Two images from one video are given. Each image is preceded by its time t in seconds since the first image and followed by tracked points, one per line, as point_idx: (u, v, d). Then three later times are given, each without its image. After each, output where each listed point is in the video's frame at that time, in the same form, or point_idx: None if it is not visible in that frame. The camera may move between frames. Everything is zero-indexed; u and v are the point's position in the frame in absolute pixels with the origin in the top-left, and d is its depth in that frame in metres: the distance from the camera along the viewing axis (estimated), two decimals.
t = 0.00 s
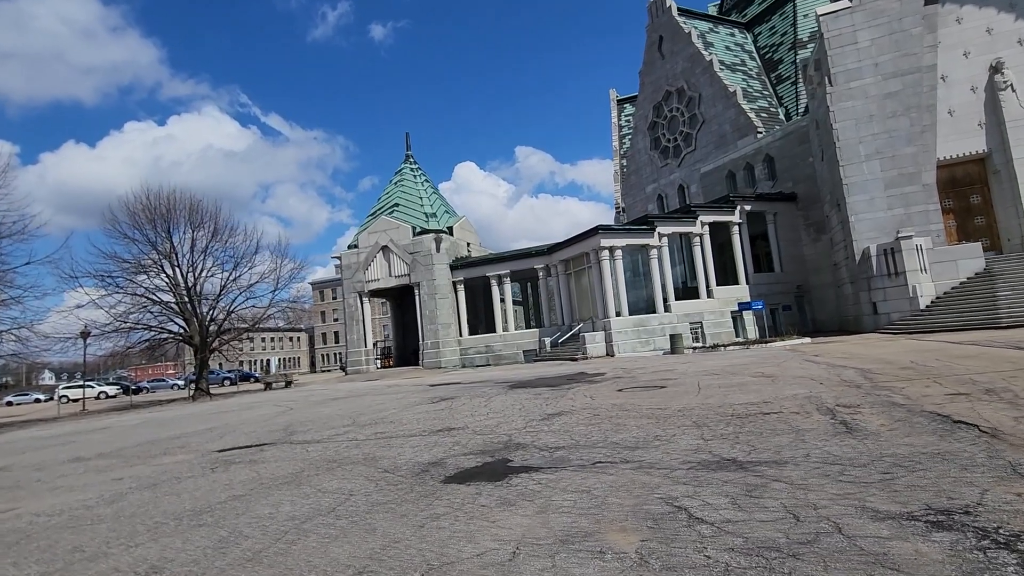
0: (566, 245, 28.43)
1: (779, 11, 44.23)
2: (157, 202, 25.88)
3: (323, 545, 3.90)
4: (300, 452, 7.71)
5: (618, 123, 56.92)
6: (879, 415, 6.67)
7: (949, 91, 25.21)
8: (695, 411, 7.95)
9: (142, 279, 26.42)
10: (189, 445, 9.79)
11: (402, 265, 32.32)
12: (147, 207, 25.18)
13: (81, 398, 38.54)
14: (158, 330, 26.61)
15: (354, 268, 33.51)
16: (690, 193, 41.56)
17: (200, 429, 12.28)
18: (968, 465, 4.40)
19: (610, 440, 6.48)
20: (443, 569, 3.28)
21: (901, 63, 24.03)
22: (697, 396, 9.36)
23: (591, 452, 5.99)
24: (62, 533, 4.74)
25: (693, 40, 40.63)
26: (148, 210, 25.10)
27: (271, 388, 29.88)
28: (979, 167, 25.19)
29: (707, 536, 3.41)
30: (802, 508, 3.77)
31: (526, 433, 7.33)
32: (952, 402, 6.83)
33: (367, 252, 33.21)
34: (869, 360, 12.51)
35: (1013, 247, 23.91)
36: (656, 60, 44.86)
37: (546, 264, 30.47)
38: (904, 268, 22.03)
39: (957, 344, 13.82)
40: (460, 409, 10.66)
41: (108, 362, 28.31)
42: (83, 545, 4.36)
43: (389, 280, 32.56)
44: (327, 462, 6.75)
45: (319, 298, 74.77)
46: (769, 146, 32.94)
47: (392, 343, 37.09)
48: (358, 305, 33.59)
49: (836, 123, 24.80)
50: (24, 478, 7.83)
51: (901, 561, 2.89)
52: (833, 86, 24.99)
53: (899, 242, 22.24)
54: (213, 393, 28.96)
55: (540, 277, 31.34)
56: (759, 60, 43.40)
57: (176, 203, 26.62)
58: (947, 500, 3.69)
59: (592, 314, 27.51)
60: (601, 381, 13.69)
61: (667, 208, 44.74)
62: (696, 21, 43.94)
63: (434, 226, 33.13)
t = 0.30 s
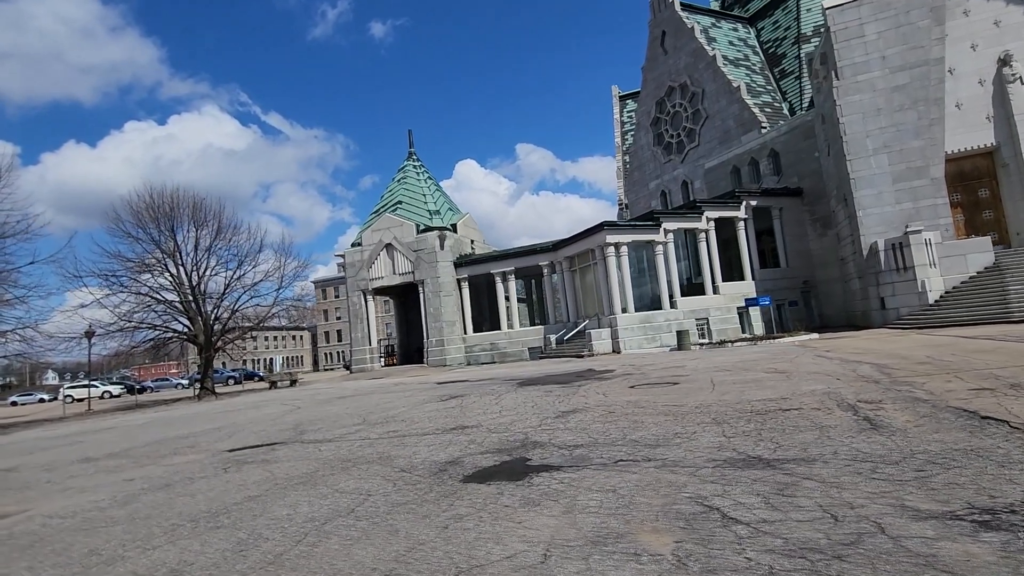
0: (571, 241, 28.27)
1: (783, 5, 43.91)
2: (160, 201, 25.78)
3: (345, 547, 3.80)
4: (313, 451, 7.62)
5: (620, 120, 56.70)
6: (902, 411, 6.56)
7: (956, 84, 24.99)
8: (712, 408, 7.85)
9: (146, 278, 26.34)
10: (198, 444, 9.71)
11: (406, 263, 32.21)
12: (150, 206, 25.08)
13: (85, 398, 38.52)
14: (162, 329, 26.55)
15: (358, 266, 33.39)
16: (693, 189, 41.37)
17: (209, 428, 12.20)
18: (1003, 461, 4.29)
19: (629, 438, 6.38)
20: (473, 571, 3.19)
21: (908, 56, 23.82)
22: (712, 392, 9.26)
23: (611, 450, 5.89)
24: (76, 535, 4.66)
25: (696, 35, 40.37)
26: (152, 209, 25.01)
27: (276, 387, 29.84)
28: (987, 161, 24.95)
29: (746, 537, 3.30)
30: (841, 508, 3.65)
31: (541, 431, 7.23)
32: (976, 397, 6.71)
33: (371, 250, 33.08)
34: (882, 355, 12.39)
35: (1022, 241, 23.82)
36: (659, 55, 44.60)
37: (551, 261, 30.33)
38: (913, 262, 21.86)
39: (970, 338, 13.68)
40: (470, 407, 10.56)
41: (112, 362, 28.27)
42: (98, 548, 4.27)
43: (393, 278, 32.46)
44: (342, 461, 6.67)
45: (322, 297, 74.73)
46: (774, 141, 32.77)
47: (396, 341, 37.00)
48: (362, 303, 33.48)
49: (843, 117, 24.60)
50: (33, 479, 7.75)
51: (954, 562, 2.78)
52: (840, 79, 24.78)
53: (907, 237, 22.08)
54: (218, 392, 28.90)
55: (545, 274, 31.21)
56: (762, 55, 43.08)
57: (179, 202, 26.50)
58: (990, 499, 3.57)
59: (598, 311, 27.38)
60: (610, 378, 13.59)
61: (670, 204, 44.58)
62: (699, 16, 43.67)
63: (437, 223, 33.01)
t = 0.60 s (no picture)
0: (578, 241, 28.10)
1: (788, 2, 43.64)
2: (168, 204, 25.76)
3: (371, 553, 3.66)
4: (328, 453, 7.50)
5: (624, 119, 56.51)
6: (933, 408, 6.37)
7: (967, 79, 24.69)
8: (733, 407, 7.68)
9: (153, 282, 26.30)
10: (210, 448, 9.64)
11: (413, 264, 32.12)
12: (157, 210, 25.06)
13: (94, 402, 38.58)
14: (171, 332, 26.53)
15: (364, 268, 33.30)
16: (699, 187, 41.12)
17: (219, 431, 12.11)
18: None
19: (652, 438, 6.22)
20: None
21: (918, 51, 23.56)
22: (731, 391, 9.10)
23: (636, 451, 5.74)
24: (92, 541, 4.54)
25: (701, 33, 40.15)
26: (159, 213, 24.98)
27: (283, 389, 29.77)
28: (999, 155, 24.60)
29: (795, 541, 3.14)
30: (891, 509, 3.48)
31: (560, 432, 7.09)
32: (1010, 394, 6.52)
33: (378, 252, 33.01)
34: (901, 352, 12.18)
35: None
36: (664, 54, 44.37)
37: (558, 261, 30.17)
38: (926, 259, 21.60)
39: (990, 335, 13.45)
40: (484, 408, 10.42)
41: (120, 365, 28.26)
42: (116, 554, 4.16)
43: (400, 280, 32.37)
44: (359, 463, 6.54)
45: (328, 299, 74.80)
46: (781, 138, 32.54)
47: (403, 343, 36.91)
48: (369, 305, 33.39)
49: (852, 113, 24.35)
50: (46, 484, 7.68)
51: None
52: (849, 75, 24.54)
53: (920, 233, 21.83)
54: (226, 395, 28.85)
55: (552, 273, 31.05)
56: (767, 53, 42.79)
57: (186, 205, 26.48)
58: None
59: (606, 311, 27.20)
60: (623, 378, 13.43)
61: (676, 203, 44.36)
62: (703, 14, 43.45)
63: (444, 224, 32.92)
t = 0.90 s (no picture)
0: (588, 241, 27.89)
1: None
2: (178, 208, 25.79)
3: (403, 564, 3.51)
4: (345, 458, 7.38)
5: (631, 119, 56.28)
6: (971, 409, 6.15)
7: (984, 72, 24.27)
8: (759, 408, 7.49)
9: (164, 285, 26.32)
10: (226, 451, 9.55)
11: (421, 266, 32.03)
12: (168, 214, 25.12)
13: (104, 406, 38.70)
14: (182, 335, 26.55)
15: (373, 270, 33.22)
16: (708, 186, 40.80)
17: (232, 435, 12.01)
18: None
19: (681, 441, 6.04)
20: None
21: (933, 45, 23.21)
22: (753, 392, 8.91)
23: (664, 455, 5.56)
24: (111, 550, 4.43)
25: (709, 31, 39.86)
26: (169, 217, 25.04)
27: (294, 392, 29.73)
28: (1015, 150, 24.03)
29: (853, 553, 2.97)
30: (949, 518, 3.29)
31: (583, 435, 6.91)
32: None
33: (386, 254, 32.92)
34: (925, 351, 11.91)
35: None
36: (671, 52, 44.08)
37: (568, 261, 29.98)
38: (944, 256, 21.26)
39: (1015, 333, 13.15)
40: (500, 410, 10.28)
41: (131, 369, 28.28)
42: (137, 564, 4.05)
43: (408, 281, 32.30)
44: (378, 468, 6.40)
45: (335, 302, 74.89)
46: (792, 135, 32.21)
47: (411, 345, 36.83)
48: (378, 307, 33.31)
49: (865, 109, 24.02)
50: (62, 489, 7.61)
51: None
52: (862, 71, 24.23)
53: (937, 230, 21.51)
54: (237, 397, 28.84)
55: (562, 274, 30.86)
56: (776, 50, 42.43)
57: (196, 208, 26.50)
58: None
59: (617, 311, 26.97)
60: (639, 379, 13.24)
61: (685, 203, 44.04)
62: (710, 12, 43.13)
63: (452, 225, 32.82)
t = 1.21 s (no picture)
0: (600, 239, 27.72)
1: None
2: (192, 210, 25.95)
3: (440, 566, 3.41)
4: (367, 457, 7.30)
5: (640, 117, 55.95)
6: (1013, 406, 5.96)
7: (1005, 63, 23.78)
8: (788, 406, 7.32)
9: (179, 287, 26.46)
10: (245, 451, 9.51)
11: (433, 266, 32.00)
12: (182, 215, 25.28)
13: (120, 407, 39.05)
14: (196, 336, 26.71)
15: (384, 270, 33.25)
16: (720, 183, 40.42)
17: (250, 435, 12.00)
18: None
19: (712, 439, 5.90)
20: None
21: (952, 36, 22.78)
22: (779, 389, 8.73)
23: (696, 453, 5.43)
24: (142, 551, 4.39)
25: (720, 27, 39.49)
26: (184, 218, 25.20)
27: (307, 392, 29.83)
28: None
29: (916, 554, 2.84)
30: (1012, 518, 3.14)
31: (609, 434, 6.78)
32: None
33: (397, 254, 32.92)
34: (951, 347, 11.65)
35: None
36: (681, 49, 43.73)
37: (580, 260, 29.81)
38: (965, 251, 20.94)
39: None
40: (519, 409, 10.17)
41: (146, 370, 28.47)
42: (168, 566, 3.99)
43: (420, 281, 32.28)
44: (402, 468, 6.31)
45: (346, 302, 75.20)
46: (806, 130, 31.83)
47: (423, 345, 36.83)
48: (390, 307, 33.32)
49: (883, 102, 23.64)
50: (85, 489, 7.59)
51: None
52: (878, 64, 23.85)
53: (958, 224, 21.16)
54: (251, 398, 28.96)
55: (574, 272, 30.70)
56: (787, 44, 41.94)
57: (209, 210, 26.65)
58: None
59: (630, 309, 26.77)
60: (658, 377, 13.07)
61: (696, 200, 43.69)
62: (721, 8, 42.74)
63: (463, 225, 32.77)
